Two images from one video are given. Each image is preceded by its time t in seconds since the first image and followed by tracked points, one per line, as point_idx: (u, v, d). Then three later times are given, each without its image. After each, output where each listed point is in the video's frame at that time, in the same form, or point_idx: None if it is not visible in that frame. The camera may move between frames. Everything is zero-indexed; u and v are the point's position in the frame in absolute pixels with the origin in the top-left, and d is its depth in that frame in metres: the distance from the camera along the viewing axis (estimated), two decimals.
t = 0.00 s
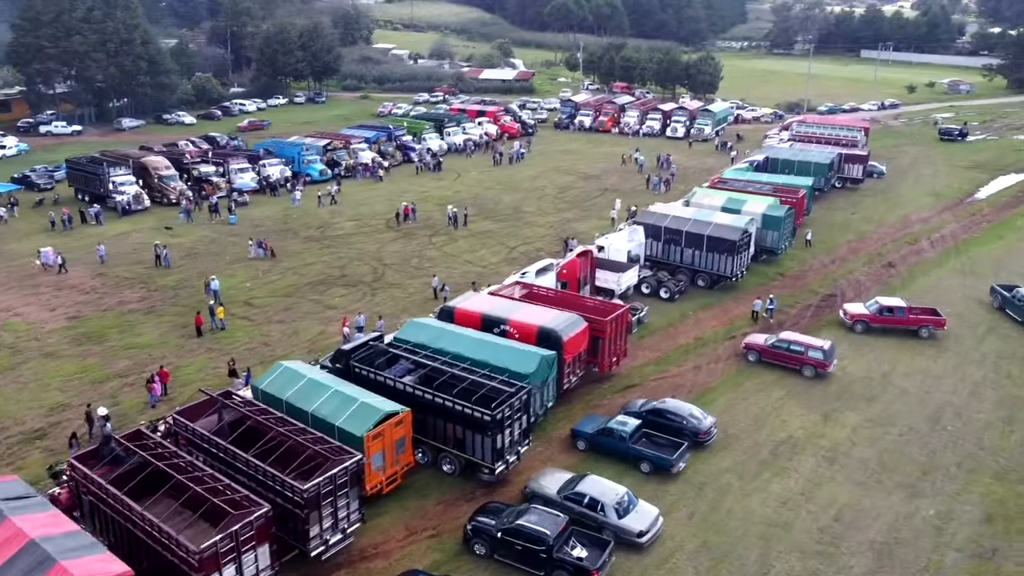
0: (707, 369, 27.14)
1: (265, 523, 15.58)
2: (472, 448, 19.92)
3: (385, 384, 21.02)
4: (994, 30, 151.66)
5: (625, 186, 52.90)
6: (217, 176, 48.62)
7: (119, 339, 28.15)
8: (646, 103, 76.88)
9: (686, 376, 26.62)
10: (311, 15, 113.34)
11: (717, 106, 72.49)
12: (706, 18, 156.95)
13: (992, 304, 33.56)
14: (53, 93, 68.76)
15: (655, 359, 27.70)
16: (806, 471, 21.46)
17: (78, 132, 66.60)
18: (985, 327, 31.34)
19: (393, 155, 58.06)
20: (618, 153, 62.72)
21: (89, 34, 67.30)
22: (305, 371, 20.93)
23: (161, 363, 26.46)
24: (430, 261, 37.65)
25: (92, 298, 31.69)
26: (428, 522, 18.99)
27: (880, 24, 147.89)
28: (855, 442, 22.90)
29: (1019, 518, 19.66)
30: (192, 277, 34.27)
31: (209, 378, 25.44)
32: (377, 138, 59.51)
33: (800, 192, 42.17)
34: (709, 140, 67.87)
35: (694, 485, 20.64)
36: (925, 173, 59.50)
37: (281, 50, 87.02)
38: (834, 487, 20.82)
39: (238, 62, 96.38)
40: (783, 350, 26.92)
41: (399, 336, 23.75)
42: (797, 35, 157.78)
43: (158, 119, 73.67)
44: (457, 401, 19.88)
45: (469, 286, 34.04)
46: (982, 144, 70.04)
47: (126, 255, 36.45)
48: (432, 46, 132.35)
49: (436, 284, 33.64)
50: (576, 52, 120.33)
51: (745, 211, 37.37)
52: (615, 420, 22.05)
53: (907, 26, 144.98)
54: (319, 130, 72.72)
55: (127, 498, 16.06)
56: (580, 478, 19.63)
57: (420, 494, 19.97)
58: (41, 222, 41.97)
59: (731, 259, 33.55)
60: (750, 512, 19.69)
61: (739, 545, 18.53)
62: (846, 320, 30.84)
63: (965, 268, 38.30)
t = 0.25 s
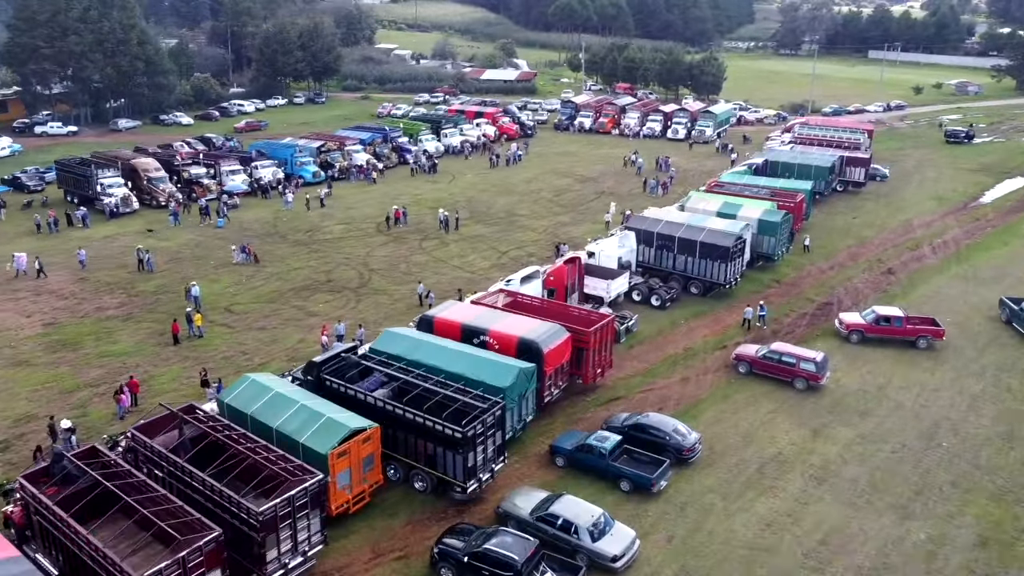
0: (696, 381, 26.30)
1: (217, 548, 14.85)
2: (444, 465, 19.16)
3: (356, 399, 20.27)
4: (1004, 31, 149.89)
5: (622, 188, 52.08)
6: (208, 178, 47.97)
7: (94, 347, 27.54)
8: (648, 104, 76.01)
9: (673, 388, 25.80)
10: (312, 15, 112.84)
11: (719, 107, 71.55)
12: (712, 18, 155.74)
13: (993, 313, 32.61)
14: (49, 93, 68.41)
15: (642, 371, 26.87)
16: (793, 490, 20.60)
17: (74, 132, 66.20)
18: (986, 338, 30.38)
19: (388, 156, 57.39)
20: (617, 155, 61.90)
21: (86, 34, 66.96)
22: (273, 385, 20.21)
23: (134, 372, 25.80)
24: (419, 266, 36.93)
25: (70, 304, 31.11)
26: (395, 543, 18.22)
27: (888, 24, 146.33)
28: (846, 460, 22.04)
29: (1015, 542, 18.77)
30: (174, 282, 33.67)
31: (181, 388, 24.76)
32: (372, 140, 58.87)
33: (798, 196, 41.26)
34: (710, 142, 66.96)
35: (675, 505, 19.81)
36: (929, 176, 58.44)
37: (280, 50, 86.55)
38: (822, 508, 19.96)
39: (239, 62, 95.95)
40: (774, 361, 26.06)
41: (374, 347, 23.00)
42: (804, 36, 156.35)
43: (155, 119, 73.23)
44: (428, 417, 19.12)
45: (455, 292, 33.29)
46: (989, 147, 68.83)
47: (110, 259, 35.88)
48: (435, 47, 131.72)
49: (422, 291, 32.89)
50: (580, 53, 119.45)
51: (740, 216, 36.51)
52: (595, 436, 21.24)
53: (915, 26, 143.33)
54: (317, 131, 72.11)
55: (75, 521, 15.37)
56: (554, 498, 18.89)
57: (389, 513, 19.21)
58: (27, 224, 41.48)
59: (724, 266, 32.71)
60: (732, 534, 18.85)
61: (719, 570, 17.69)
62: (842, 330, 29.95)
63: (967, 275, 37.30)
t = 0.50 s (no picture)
0: (683, 393, 25.44)
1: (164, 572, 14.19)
2: (413, 484, 18.40)
3: (323, 414, 19.54)
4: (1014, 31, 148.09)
5: (619, 191, 51.26)
6: (198, 180, 47.40)
7: (68, 355, 26.90)
8: (649, 105, 75.08)
9: (660, 401, 24.97)
10: (314, 15, 112.33)
11: (721, 108, 70.60)
12: (718, 18, 154.52)
13: (995, 323, 31.63)
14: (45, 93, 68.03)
15: (628, 382, 26.02)
16: (779, 512, 19.73)
17: (69, 133, 65.83)
18: (988, 348, 29.37)
19: (383, 158, 56.74)
20: (616, 157, 61.05)
21: (82, 34, 66.54)
22: (239, 398, 19.50)
23: (106, 381, 25.15)
24: (407, 271, 36.18)
25: (48, 309, 30.53)
26: (359, 565, 17.45)
27: (896, 24, 144.74)
28: (835, 478, 21.17)
29: (1010, 569, 17.87)
30: (156, 287, 33.05)
31: (153, 399, 24.06)
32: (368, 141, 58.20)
33: (797, 201, 40.32)
34: (712, 144, 66.04)
35: (654, 528, 18.97)
36: (934, 179, 57.36)
37: (280, 50, 86.10)
38: (808, 531, 19.08)
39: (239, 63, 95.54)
40: (765, 374, 25.22)
41: (347, 359, 22.25)
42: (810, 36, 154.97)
43: (152, 120, 72.80)
44: (396, 433, 18.37)
45: (442, 299, 32.53)
46: (996, 150, 67.61)
47: (92, 264, 35.29)
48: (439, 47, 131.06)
49: (407, 297, 32.15)
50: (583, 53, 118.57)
51: (736, 221, 35.61)
52: (572, 452, 20.46)
53: (923, 26, 141.71)
54: (314, 132, 71.51)
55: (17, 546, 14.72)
56: (526, 519, 18.07)
57: (355, 534, 18.44)
58: (13, 227, 41.00)
59: (717, 273, 31.82)
60: (712, 559, 18.01)
61: None
62: (837, 340, 29.06)
63: (969, 282, 36.27)
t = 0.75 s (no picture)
0: (670, 406, 24.63)
1: None
2: (379, 504, 17.66)
3: (289, 430, 18.82)
4: None
5: (616, 195, 50.44)
6: (189, 182, 46.82)
7: (40, 362, 26.31)
8: (650, 106, 74.17)
9: (644, 414, 24.14)
10: (316, 15, 111.80)
11: (723, 110, 69.68)
12: (724, 18, 153.30)
13: (996, 333, 30.68)
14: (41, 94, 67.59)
15: (613, 395, 25.21)
16: (763, 534, 18.89)
17: (64, 133, 65.39)
18: (987, 360, 28.43)
19: (378, 160, 56.09)
20: (615, 159, 60.22)
21: (78, 34, 66.06)
22: (201, 412, 18.81)
23: (76, 390, 24.54)
24: (394, 276, 35.48)
25: (25, 315, 29.96)
26: None
27: (904, 24, 143.15)
28: (823, 498, 20.30)
29: None
30: (137, 293, 32.44)
31: (122, 410, 23.43)
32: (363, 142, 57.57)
33: (795, 205, 39.42)
34: (713, 146, 65.17)
35: (631, 551, 18.14)
36: (938, 183, 56.29)
37: (279, 50, 85.58)
38: (792, 555, 18.24)
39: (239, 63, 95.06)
40: (753, 387, 24.38)
41: (318, 370, 21.50)
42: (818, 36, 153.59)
43: (149, 120, 72.33)
44: (361, 452, 17.63)
45: (427, 306, 31.82)
46: (1003, 152, 66.43)
47: (73, 268, 34.70)
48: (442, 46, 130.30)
49: (391, 304, 31.47)
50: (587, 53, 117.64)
51: (730, 227, 34.77)
52: (548, 469, 19.68)
53: (932, 26, 140.04)
54: (312, 133, 70.92)
55: None
56: (496, 541, 17.27)
57: (317, 555, 17.68)
58: None
59: (709, 281, 31.00)
60: None
61: None
62: (831, 351, 28.18)
63: (971, 290, 35.30)
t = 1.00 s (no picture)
0: (654, 421, 23.78)
1: None
2: (341, 525, 16.92)
3: (251, 447, 18.11)
4: None
5: (613, 198, 49.60)
6: (179, 184, 46.23)
7: (11, 370, 25.69)
8: (651, 107, 73.24)
9: (627, 428, 23.32)
10: (318, 15, 111.25)
11: (725, 111, 68.73)
12: (731, 18, 152.02)
13: (997, 344, 29.71)
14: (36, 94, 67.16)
15: (596, 408, 24.40)
16: (744, 559, 18.05)
17: (60, 134, 64.94)
18: (987, 372, 27.47)
19: (373, 161, 55.40)
20: (613, 161, 59.38)
21: (74, 33, 65.63)
22: (160, 427, 18.14)
23: (44, 400, 23.90)
24: (380, 282, 34.76)
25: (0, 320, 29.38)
26: None
27: (913, 24, 141.47)
28: (809, 520, 19.45)
29: None
30: (116, 298, 31.82)
31: (88, 421, 22.78)
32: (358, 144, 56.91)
33: (792, 210, 38.50)
34: (714, 148, 64.24)
35: None
36: (943, 187, 55.19)
37: (279, 50, 85.04)
38: None
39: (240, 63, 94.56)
40: (742, 401, 23.53)
41: (287, 384, 20.79)
42: (825, 37, 152.10)
43: (145, 121, 71.85)
44: (322, 471, 16.89)
45: (411, 313, 31.09)
46: (1010, 155, 65.20)
47: (54, 272, 34.12)
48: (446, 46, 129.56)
49: (375, 311, 30.75)
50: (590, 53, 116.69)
51: (724, 233, 33.90)
52: (521, 488, 18.89)
53: (941, 26, 138.40)
54: (309, 133, 70.34)
55: None
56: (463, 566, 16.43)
57: None
58: None
59: (700, 289, 30.13)
60: None
61: None
62: (824, 362, 27.29)
63: (973, 298, 34.30)
